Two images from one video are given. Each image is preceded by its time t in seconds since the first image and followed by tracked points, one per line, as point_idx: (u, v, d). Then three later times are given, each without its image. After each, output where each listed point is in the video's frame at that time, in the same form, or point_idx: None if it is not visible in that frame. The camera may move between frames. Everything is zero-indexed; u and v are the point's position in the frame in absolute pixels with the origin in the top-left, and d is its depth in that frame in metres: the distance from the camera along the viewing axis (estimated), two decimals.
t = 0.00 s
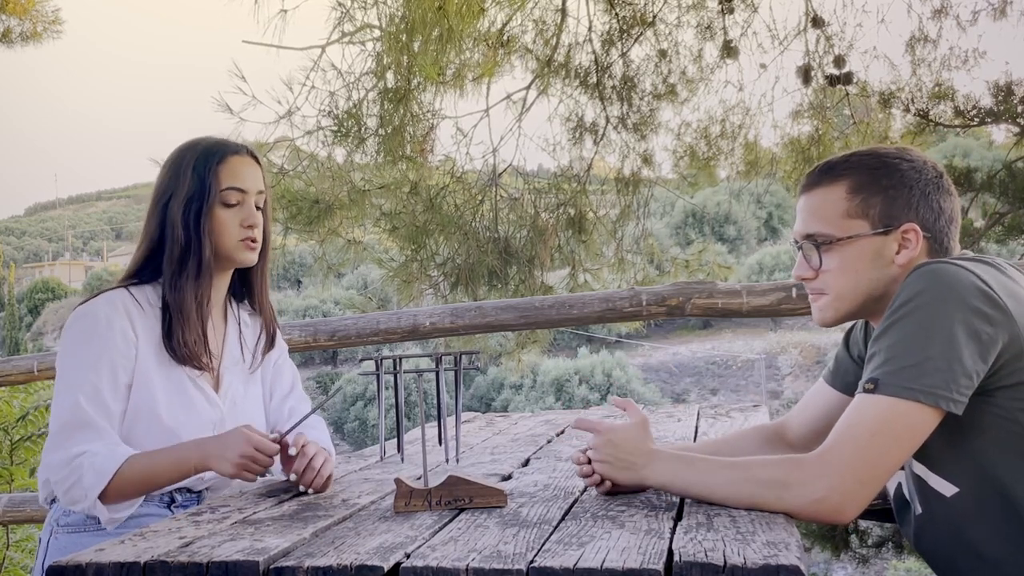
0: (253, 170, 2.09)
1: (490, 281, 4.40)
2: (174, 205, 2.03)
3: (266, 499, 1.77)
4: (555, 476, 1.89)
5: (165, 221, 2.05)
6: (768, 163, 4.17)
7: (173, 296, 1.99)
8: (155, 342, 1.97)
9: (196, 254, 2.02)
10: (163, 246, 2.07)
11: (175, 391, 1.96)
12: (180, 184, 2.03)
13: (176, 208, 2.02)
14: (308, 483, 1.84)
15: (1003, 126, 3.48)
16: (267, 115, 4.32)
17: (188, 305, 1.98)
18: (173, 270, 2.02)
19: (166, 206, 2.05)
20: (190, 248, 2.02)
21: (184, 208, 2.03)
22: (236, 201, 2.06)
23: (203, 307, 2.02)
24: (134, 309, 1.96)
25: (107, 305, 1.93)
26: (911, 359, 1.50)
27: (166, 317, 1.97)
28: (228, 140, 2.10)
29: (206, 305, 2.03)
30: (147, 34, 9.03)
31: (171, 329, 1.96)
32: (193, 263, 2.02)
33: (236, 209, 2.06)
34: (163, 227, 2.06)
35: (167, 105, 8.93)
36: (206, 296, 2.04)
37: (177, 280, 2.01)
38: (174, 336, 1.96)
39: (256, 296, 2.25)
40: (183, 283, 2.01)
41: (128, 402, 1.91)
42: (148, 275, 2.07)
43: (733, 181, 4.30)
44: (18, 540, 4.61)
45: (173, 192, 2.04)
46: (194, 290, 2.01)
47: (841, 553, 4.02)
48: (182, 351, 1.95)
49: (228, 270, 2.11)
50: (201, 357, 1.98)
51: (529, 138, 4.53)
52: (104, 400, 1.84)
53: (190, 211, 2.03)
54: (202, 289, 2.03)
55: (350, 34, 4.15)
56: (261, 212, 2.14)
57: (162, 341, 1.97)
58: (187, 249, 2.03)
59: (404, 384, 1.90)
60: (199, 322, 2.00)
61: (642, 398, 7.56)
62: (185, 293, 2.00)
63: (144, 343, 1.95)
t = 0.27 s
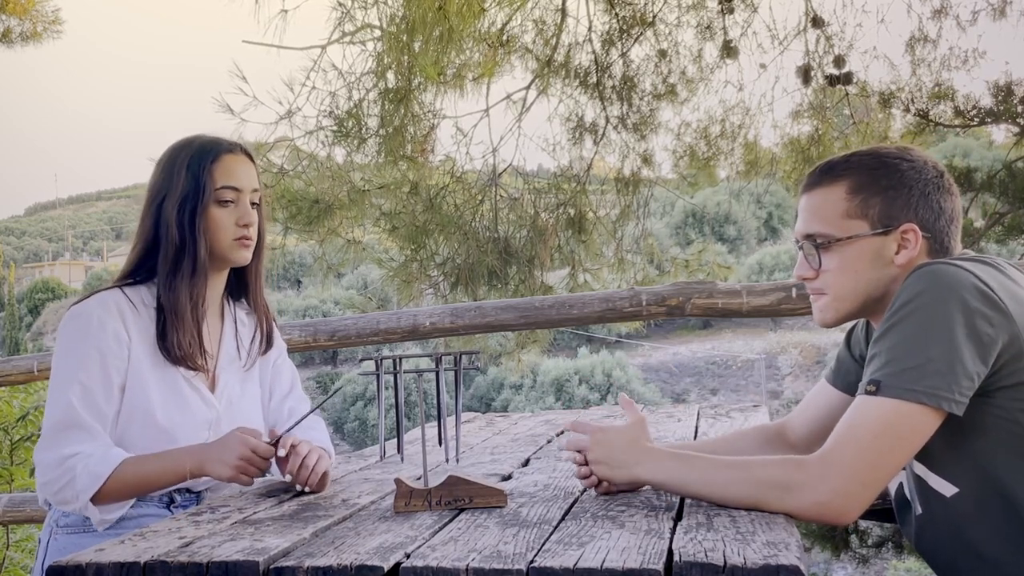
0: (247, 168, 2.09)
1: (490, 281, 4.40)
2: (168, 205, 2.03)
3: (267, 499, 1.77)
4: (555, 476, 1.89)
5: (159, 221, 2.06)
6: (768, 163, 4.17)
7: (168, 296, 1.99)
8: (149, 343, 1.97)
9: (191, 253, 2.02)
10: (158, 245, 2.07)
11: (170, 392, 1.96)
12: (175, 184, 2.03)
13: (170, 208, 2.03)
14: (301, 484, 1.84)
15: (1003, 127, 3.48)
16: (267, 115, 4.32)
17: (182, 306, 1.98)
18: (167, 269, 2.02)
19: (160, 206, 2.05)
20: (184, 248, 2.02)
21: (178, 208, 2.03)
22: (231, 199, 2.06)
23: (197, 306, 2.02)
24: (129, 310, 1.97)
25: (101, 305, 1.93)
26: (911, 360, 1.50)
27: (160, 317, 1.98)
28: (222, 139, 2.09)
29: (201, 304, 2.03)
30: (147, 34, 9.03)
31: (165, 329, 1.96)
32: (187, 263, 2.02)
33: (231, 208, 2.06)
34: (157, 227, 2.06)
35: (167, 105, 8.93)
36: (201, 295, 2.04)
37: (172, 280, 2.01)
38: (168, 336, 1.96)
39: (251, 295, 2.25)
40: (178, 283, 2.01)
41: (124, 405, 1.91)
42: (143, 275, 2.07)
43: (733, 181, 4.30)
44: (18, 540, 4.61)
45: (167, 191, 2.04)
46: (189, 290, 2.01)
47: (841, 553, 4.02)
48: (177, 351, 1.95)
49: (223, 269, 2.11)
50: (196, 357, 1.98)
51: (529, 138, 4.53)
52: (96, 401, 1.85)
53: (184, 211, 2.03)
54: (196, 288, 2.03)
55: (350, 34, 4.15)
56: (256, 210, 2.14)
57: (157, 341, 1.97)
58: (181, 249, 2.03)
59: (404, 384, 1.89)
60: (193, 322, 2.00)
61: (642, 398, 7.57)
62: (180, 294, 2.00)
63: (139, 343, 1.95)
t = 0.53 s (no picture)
0: (243, 168, 2.09)
1: (490, 281, 4.40)
2: (165, 205, 2.03)
3: (267, 499, 1.77)
4: (556, 476, 1.90)
5: (157, 221, 2.06)
6: (768, 163, 4.17)
7: (166, 297, 1.99)
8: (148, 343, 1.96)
9: (189, 253, 2.02)
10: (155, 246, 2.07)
11: (168, 393, 1.97)
12: (172, 184, 2.03)
13: (167, 208, 2.03)
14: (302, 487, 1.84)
15: (1003, 126, 3.49)
16: (267, 115, 4.32)
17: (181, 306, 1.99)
18: (166, 270, 2.02)
19: (157, 206, 2.05)
20: (182, 248, 2.02)
21: (176, 208, 2.03)
22: (227, 198, 2.06)
23: (196, 307, 2.02)
24: (128, 311, 1.96)
25: (101, 306, 1.92)
26: (912, 362, 1.50)
27: (158, 318, 1.98)
28: (218, 139, 2.10)
29: (199, 305, 2.04)
30: (147, 34, 9.04)
31: (163, 329, 1.96)
32: (186, 263, 2.02)
33: (228, 208, 2.06)
34: (155, 228, 2.06)
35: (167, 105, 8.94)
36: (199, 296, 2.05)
37: (170, 280, 2.01)
38: (166, 337, 1.96)
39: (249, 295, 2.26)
40: (176, 283, 2.01)
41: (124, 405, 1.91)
42: (141, 276, 2.07)
43: (733, 181, 4.31)
44: (18, 540, 4.61)
45: (164, 191, 2.04)
46: (187, 290, 2.01)
47: (841, 553, 4.02)
48: (175, 352, 1.96)
49: (220, 269, 2.11)
50: (193, 357, 1.98)
51: (529, 138, 4.53)
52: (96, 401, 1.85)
53: (182, 211, 2.03)
54: (194, 288, 2.03)
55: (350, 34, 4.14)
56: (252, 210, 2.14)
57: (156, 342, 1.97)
58: (180, 249, 2.03)
59: (404, 384, 1.89)
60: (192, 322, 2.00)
61: (642, 397, 7.57)
62: (179, 294, 2.00)
63: (138, 344, 1.95)
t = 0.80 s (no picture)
0: (248, 169, 2.09)
1: (490, 281, 4.40)
2: (171, 204, 2.02)
3: (267, 499, 1.77)
4: (555, 476, 1.90)
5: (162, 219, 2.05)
6: (768, 163, 4.17)
7: (170, 297, 1.99)
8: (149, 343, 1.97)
9: (194, 253, 2.02)
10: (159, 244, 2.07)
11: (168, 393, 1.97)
12: (178, 184, 2.03)
13: (173, 207, 2.02)
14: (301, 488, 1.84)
15: (1003, 126, 3.49)
16: (266, 115, 4.31)
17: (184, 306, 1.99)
18: (170, 270, 2.02)
19: (162, 205, 2.05)
20: (188, 248, 2.02)
21: (182, 207, 2.02)
22: (234, 200, 2.06)
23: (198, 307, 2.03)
24: (131, 310, 1.97)
25: (106, 305, 1.92)
26: (910, 360, 1.50)
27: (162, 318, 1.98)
28: (224, 139, 2.10)
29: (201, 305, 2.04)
30: (147, 34, 9.04)
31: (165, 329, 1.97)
32: (190, 263, 2.03)
33: (234, 209, 2.06)
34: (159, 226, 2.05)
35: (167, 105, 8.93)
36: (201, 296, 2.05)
37: (174, 280, 2.01)
38: (168, 337, 1.97)
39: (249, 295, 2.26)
40: (180, 283, 2.01)
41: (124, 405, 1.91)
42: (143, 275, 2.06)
43: (733, 181, 4.31)
44: (18, 540, 4.61)
45: (170, 191, 2.04)
46: (191, 291, 2.01)
47: (841, 553, 4.02)
48: (176, 352, 1.97)
49: (223, 269, 2.12)
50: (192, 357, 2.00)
51: (529, 138, 4.53)
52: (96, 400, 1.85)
53: (188, 211, 2.02)
54: (198, 288, 2.03)
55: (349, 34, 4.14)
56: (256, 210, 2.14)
57: (158, 342, 1.97)
58: (185, 249, 2.03)
59: (404, 384, 1.89)
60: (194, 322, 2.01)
61: (642, 397, 7.57)
62: (182, 294, 2.00)
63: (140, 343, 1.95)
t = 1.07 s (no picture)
0: (252, 170, 2.09)
1: (490, 281, 4.40)
2: (175, 204, 2.02)
3: (267, 499, 1.77)
4: (555, 476, 1.90)
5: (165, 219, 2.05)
6: (768, 163, 4.17)
7: (171, 296, 1.99)
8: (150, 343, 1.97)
9: (197, 254, 2.02)
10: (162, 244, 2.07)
11: (168, 393, 1.97)
12: (182, 184, 2.03)
13: (177, 207, 2.02)
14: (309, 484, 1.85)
15: (1003, 127, 3.49)
16: (265, 114, 4.32)
17: (185, 306, 1.98)
18: (172, 269, 2.02)
19: (165, 205, 2.05)
20: (191, 248, 2.02)
21: (185, 207, 2.02)
22: (238, 201, 2.06)
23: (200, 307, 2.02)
24: (132, 310, 1.96)
25: (105, 305, 1.93)
26: (909, 359, 1.50)
27: (163, 317, 1.97)
28: (229, 140, 2.09)
29: (203, 305, 2.04)
30: (148, 34, 9.04)
31: (167, 328, 1.97)
32: (192, 263, 2.02)
33: (237, 211, 2.06)
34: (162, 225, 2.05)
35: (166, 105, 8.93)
36: (203, 296, 2.05)
37: (176, 280, 2.01)
38: (170, 335, 1.96)
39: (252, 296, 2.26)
40: (182, 283, 2.01)
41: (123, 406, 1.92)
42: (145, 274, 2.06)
43: (733, 181, 4.31)
44: (18, 540, 4.61)
45: (174, 190, 2.03)
46: (192, 291, 2.01)
47: (841, 553, 4.02)
48: (178, 351, 1.96)
49: (226, 270, 2.11)
50: (196, 356, 1.99)
51: (529, 138, 4.53)
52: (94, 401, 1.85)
53: (191, 211, 2.02)
54: (199, 288, 2.03)
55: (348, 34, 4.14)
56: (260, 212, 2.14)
57: (159, 341, 1.97)
58: (188, 249, 2.02)
59: (404, 384, 1.89)
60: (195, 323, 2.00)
61: (642, 398, 7.57)
62: (183, 294, 2.00)
63: (140, 343, 1.95)
